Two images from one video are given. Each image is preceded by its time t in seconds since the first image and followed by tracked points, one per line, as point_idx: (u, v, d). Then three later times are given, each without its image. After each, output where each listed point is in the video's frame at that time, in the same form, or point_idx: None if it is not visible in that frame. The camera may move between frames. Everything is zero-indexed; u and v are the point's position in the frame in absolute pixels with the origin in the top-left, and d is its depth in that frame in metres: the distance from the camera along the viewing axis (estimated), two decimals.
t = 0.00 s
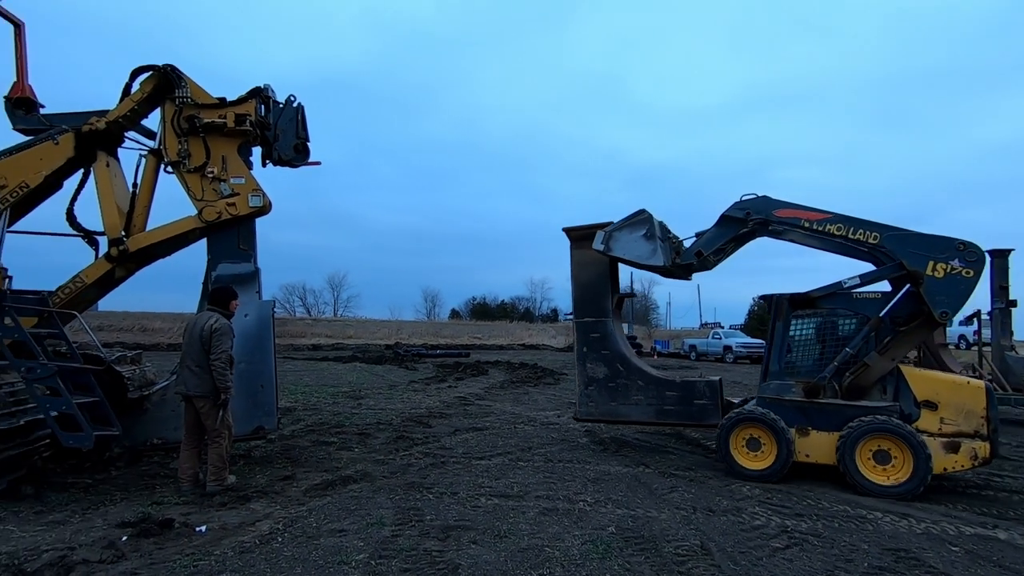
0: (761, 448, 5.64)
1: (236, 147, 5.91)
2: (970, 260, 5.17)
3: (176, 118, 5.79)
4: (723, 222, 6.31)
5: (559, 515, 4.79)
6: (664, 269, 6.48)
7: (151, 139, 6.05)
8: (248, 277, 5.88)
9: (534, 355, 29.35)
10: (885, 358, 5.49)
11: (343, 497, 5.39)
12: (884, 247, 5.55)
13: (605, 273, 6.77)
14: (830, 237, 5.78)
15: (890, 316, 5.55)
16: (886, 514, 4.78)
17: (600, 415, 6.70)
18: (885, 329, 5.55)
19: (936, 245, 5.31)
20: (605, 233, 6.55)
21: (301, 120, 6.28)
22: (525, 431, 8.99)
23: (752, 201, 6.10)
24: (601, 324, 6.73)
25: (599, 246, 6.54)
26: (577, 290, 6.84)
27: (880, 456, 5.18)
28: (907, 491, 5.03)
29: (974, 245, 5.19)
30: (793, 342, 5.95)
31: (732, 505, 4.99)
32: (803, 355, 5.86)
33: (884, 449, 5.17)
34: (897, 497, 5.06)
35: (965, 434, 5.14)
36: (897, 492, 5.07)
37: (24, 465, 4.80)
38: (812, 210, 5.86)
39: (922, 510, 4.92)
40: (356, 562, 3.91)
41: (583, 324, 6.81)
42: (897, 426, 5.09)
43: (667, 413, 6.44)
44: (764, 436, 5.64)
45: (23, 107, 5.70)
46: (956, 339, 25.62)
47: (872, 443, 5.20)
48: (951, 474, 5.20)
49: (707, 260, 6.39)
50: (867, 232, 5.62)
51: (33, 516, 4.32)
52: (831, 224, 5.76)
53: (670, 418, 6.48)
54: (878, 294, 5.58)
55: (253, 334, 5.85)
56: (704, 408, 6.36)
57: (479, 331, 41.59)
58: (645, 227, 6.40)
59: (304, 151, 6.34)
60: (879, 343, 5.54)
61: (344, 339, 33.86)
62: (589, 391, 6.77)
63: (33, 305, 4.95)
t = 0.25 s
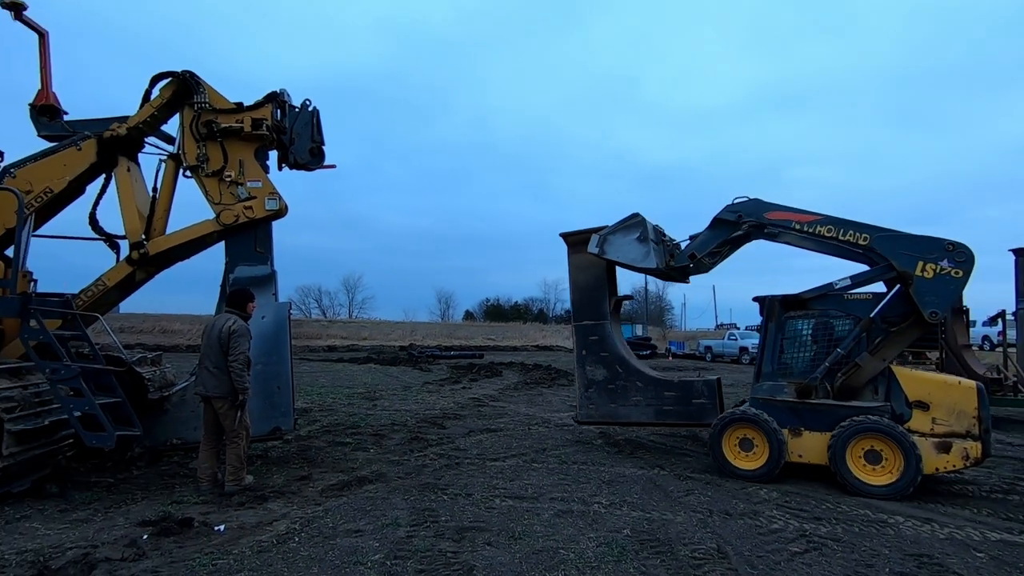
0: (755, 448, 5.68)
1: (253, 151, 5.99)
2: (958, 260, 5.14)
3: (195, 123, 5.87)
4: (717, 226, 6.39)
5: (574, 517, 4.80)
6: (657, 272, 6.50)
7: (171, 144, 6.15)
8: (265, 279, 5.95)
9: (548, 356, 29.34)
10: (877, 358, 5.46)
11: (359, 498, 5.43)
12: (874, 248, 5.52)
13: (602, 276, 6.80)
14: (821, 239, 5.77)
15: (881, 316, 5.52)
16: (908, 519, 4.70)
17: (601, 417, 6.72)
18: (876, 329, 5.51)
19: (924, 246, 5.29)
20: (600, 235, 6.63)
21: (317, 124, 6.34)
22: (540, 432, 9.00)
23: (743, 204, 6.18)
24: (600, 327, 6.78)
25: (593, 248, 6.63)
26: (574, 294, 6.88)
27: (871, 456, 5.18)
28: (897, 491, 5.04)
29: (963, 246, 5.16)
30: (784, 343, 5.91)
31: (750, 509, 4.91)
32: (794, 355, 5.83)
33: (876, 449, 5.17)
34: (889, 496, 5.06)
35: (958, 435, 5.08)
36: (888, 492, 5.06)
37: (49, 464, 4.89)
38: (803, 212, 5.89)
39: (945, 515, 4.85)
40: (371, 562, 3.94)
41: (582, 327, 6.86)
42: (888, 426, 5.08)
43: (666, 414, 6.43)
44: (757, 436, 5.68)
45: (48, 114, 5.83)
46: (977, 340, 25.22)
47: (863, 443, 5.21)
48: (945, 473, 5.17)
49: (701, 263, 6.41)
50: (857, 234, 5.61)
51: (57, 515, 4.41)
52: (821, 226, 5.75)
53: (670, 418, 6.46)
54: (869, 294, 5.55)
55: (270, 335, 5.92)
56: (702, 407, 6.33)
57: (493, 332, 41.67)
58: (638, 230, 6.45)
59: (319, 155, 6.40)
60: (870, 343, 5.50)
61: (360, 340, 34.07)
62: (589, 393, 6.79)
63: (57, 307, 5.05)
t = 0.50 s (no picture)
0: (747, 449, 5.72)
1: (268, 155, 6.05)
2: (942, 259, 5.19)
3: (212, 127, 5.95)
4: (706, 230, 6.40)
5: (587, 519, 4.80)
6: (649, 277, 6.54)
7: (188, 148, 6.23)
8: (281, 281, 6.02)
9: (560, 358, 29.33)
10: (865, 357, 5.51)
11: (373, 498, 5.46)
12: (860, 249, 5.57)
13: (598, 282, 6.96)
14: (808, 240, 5.80)
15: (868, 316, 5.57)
16: (929, 523, 4.65)
17: (601, 421, 6.82)
18: (864, 329, 5.56)
19: (909, 245, 5.34)
20: (591, 242, 6.72)
21: (331, 128, 6.41)
22: (553, 433, 9.00)
23: (731, 208, 6.22)
24: (597, 331, 6.91)
25: (585, 255, 6.74)
26: (571, 301, 7.03)
27: (861, 456, 5.24)
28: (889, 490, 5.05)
29: (946, 245, 5.21)
30: (775, 344, 5.98)
31: (765, 512, 4.86)
32: (784, 356, 5.91)
33: (865, 448, 5.21)
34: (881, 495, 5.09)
35: (946, 433, 5.16)
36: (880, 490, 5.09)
37: (71, 463, 4.98)
38: (788, 214, 5.90)
39: (967, 520, 4.78)
40: (386, 563, 3.98)
41: (580, 333, 6.98)
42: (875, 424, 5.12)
43: (665, 415, 6.52)
44: (749, 437, 5.72)
45: (69, 120, 5.95)
46: (999, 342, 24.81)
47: (852, 442, 5.27)
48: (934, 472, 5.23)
49: (694, 267, 6.43)
50: (842, 235, 5.63)
51: (79, 513, 4.49)
52: (807, 228, 5.80)
53: (668, 420, 6.52)
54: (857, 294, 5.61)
55: (285, 337, 5.98)
56: (699, 407, 6.37)
57: (506, 333, 41.71)
58: (628, 236, 6.52)
59: (333, 157, 6.47)
60: (858, 342, 5.56)
61: (373, 342, 34.26)
62: (589, 398, 6.90)
63: (79, 309, 5.13)
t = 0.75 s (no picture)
0: (737, 449, 5.77)
1: (281, 158, 6.12)
2: (930, 259, 5.34)
3: (226, 130, 6.02)
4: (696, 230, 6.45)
5: (599, 519, 4.81)
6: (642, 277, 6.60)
7: (203, 151, 6.31)
8: (294, 282, 6.07)
9: (572, 358, 29.29)
10: (855, 357, 5.65)
11: (386, 498, 5.50)
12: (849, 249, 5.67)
13: (592, 282, 7.02)
14: (798, 241, 5.90)
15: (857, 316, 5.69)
16: (948, 527, 4.61)
17: (598, 420, 6.88)
18: (854, 329, 5.70)
19: (897, 246, 5.45)
20: (584, 244, 6.78)
21: (343, 130, 6.45)
22: (564, 434, 9.00)
23: (721, 208, 6.25)
24: (593, 331, 6.96)
25: (579, 257, 6.81)
26: (566, 301, 7.06)
27: (849, 454, 5.30)
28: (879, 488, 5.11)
29: (934, 245, 5.35)
30: (766, 344, 6.05)
31: (779, 514, 4.83)
32: (774, 356, 5.99)
33: (853, 448, 5.28)
34: (872, 493, 5.14)
35: (935, 432, 5.27)
36: (871, 489, 5.14)
37: (90, 461, 5.06)
38: (778, 215, 5.98)
39: (987, 524, 4.73)
40: (399, 562, 4.00)
41: (575, 333, 7.01)
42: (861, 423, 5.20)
43: (660, 414, 6.59)
44: (739, 436, 5.76)
45: (88, 124, 6.05)
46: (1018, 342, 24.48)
47: (840, 442, 5.33)
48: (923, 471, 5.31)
49: (687, 266, 6.46)
50: (832, 235, 5.72)
51: (98, 510, 4.57)
52: (798, 229, 5.88)
53: (663, 418, 6.62)
54: (846, 294, 5.71)
55: (299, 338, 6.04)
56: (693, 406, 6.47)
57: (517, 334, 41.72)
58: (621, 238, 6.58)
59: (345, 159, 6.51)
60: (848, 342, 5.69)
61: (385, 342, 34.41)
62: (585, 397, 6.95)
63: (98, 310, 5.21)
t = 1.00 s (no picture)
0: (729, 446, 5.83)
1: (292, 158, 6.15)
2: (922, 260, 5.40)
3: (238, 131, 6.06)
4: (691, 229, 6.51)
5: (609, 519, 4.80)
6: (636, 276, 6.58)
7: (215, 152, 6.35)
8: (305, 282, 6.10)
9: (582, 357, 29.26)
10: (847, 357, 5.65)
11: (396, 496, 5.52)
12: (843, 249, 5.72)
13: (587, 280, 7.00)
14: (792, 241, 5.95)
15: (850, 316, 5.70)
16: (964, 529, 4.56)
17: (588, 416, 6.94)
18: (847, 329, 5.69)
19: (890, 246, 5.51)
20: (579, 242, 6.76)
21: (353, 130, 6.43)
22: (574, 433, 9.00)
23: (716, 208, 6.31)
24: (587, 328, 6.98)
25: (574, 254, 6.78)
26: (561, 298, 7.09)
27: (841, 452, 5.34)
28: (873, 483, 5.16)
29: (926, 246, 5.42)
30: (759, 343, 6.09)
31: (791, 515, 4.81)
32: (766, 355, 6.03)
33: (842, 446, 5.33)
34: (867, 489, 5.18)
35: (924, 431, 5.38)
36: (865, 485, 5.18)
37: (105, 458, 5.12)
38: (772, 215, 6.04)
39: (1003, 526, 4.68)
40: (409, 560, 4.02)
41: (568, 329, 7.04)
42: (846, 421, 5.26)
43: (650, 412, 6.64)
44: (732, 434, 5.81)
45: (103, 126, 6.11)
46: None
47: (829, 442, 5.39)
48: (912, 469, 5.40)
49: (682, 265, 6.49)
50: (825, 235, 5.79)
51: (114, 507, 4.62)
52: (791, 229, 5.94)
53: (653, 417, 6.67)
54: (839, 294, 5.74)
55: (311, 338, 6.07)
56: (683, 405, 6.52)
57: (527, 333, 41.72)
58: (616, 236, 6.56)
59: (355, 159, 6.48)
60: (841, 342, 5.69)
61: (395, 341, 34.52)
62: (576, 393, 7.00)
63: (113, 309, 5.27)
